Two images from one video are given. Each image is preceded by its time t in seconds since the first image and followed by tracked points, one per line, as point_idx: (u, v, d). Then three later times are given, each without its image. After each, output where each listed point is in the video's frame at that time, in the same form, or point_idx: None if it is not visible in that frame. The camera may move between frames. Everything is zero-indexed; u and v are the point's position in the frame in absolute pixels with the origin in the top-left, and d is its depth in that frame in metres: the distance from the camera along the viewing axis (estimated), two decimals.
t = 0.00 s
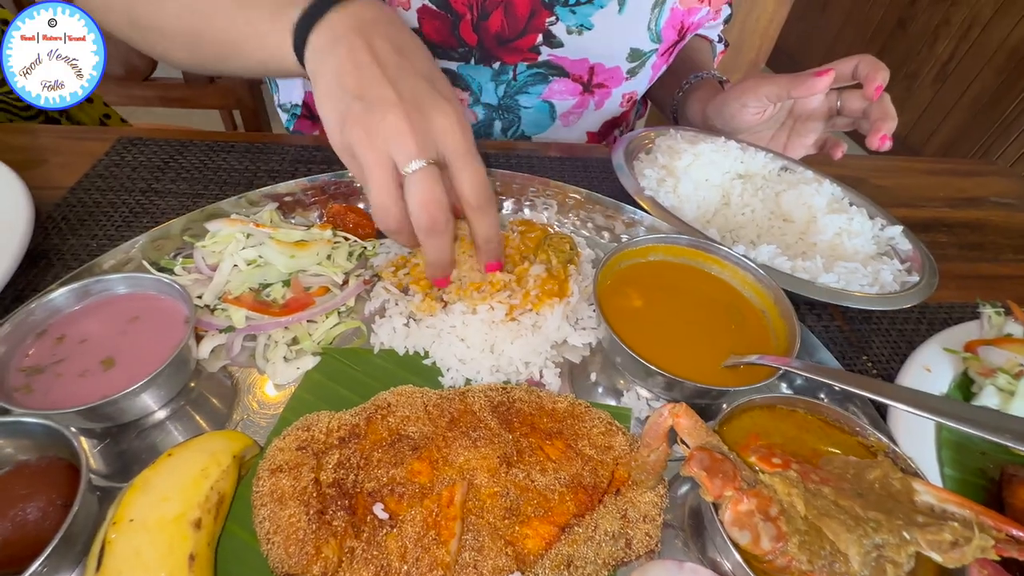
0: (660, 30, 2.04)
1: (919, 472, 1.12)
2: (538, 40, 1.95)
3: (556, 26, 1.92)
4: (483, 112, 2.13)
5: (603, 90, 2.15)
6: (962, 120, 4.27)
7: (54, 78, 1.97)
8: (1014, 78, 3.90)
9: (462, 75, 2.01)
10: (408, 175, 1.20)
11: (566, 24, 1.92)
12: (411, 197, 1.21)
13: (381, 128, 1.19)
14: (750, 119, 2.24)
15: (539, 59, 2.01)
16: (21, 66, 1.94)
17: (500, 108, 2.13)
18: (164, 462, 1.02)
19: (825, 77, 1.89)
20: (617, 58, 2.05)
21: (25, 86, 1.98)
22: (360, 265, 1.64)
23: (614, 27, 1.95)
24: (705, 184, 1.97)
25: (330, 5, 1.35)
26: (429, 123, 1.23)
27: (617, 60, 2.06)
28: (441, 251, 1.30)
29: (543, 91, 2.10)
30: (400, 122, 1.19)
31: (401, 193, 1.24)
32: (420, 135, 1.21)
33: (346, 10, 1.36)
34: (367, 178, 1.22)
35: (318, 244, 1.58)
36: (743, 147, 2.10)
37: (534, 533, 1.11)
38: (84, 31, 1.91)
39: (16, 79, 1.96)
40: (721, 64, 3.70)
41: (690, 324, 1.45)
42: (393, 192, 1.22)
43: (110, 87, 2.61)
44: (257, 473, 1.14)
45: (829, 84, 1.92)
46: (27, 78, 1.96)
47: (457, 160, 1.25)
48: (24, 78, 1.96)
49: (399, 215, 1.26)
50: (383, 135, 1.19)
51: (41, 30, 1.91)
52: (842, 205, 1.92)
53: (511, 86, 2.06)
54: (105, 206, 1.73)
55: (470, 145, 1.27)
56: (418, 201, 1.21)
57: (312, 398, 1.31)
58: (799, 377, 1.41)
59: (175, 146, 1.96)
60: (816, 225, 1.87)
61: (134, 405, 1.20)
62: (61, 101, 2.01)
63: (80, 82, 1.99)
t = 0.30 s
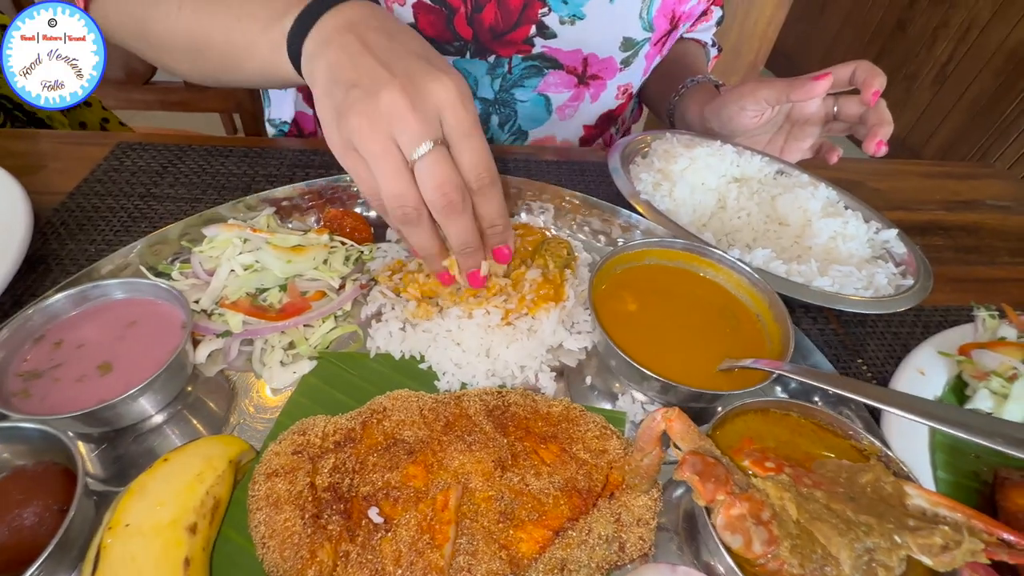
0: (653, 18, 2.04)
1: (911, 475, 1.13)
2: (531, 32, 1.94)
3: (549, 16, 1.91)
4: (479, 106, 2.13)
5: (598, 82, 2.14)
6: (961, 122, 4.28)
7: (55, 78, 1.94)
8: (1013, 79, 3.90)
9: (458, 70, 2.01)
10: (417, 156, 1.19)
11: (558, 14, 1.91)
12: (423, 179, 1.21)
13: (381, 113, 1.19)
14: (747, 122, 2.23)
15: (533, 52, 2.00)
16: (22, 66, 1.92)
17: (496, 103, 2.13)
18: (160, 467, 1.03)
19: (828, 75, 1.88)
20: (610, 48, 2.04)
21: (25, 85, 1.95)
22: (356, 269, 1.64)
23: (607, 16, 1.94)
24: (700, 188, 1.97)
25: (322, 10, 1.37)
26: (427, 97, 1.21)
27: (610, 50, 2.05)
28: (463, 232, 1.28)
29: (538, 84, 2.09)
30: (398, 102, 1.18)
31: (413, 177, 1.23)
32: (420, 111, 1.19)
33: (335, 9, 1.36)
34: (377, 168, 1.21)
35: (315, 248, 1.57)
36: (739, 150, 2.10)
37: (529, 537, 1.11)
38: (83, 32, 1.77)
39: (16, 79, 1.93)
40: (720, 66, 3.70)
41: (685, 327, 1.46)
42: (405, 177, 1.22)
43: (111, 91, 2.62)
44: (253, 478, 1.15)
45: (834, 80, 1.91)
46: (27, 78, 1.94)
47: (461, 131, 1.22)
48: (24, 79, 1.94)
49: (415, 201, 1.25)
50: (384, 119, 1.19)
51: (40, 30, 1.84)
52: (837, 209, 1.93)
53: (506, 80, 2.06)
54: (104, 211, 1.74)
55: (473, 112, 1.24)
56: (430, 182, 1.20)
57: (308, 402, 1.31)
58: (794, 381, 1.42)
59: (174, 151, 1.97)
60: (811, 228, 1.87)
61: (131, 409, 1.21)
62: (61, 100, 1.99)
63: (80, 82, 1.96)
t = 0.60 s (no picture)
0: (639, 9, 2.04)
1: (894, 472, 1.11)
2: (517, 24, 1.93)
3: (535, 7, 1.91)
4: (469, 100, 2.10)
5: (587, 74, 2.12)
6: (962, 118, 4.24)
7: (55, 78, 1.92)
8: (1015, 75, 3.86)
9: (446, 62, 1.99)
10: (383, 108, 1.16)
11: (544, 5, 1.91)
12: (389, 134, 1.18)
13: (349, 64, 1.16)
14: (738, 117, 2.21)
15: (520, 43, 1.98)
16: (22, 67, 1.91)
17: (486, 96, 2.10)
18: (131, 466, 1.02)
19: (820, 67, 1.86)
20: (597, 39, 2.03)
21: (25, 86, 1.94)
22: (339, 267, 1.63)
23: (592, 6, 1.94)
24: (689, 184, 1.96)
25: None
26: (400, 55, 1.19)
27: (597, 40, 2.04)
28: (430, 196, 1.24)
29: (527, 77, 2.07)
30: (368, 54, 1.16)
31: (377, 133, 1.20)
32: (391, 65, 1.18)
33: None
34: (338, 121, 1.17)
35: (296, 247, 1.57)
36: (728, 146, 2.09)
37: (505, 536, 1.10)
38: (84, 32, 1.75)
39: (17, 79, 1.92)
40: (717, 64, 3.67)
41: (669, 324, 1.44)
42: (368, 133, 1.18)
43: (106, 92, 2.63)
44: (227, 477, 1.14)
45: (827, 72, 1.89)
46: (27, 78, 1.92)
47: (433, 91, 1.20)
48: (24, 79, 1.92)
49: (377, 159, 1.20)
50: (352, 70, 1.16)
51: (42, 31, 1.82)
52: (827, 204, 1.92)
53: (494, 72, 2.03)
54: (89, 211, 1.72)
55: (448, 74, 1.23)
56: (397, 136, 1.17)
57: (287, 401, 1.30)
58: (778, 377, 1.41)
59: (161, 151, 1.95)
60: (801, 224, 1.86)
61: (108, 409, 1.19)
62: (62, 101, 1.97)
63: (80, 82, 1.94)
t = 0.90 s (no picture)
0: (630, 6, 2.04)
1: (883, 467, 1.11)
2: (509, 23, 1.94)
3: (527, 5, 1.91)
4: (463, 100, 2.12)
5: (580, 73, 2.13)
6: (961, 116, 4.24)
7: (55, 78, 1.93)
8: (1014, 72, 3.86)
9: (439, 62, 2.00)
10: (398, 172, 1.19)
11: (535, 3, 1.91)
12: (401, 196, 1.21)
13: (367, 126, 1.19)
14: (731, 116, 2.22)
15: (513, 43, 1.99)
16: (22, 66, 1.91)
17: (480, 95, 2.11)
18: (122, 466, 1.03)
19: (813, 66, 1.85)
20: (589, 37, 2.04)
21: (26, 85, 1.95)
22: (333, 268, 1.64)
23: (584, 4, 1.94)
24: (681, 183, 1.97)
25: (319, 31, 1.40)
26: (417, 118, 1.21)
27: (589, 38, 2.04)
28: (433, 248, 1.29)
29: (521, 77, 2.08)
30: (387, 118, 1.19)
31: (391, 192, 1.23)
32: (406, 130, 1.20)
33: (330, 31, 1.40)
34: (358, 182, 1.21)
35: (288, 248, 1.58)
36: (721, 144, 2.09)
37: (496, 533, 1.11)
38: (84, 32, 1.73)
39: (17, 78, 1.92)
40: (713, 63, 3.67)
41: (660, 323, 1.44)
42: (382, 191, 1.21)
43: (105, 97, 2.64)
44: (219, 477, 1.14)
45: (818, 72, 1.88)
46: (27, 78, 1.93)
47: (445, 155, 1.23)
48: (24, 78, 1.93)
49: (391, 215, 1.25)
50: (370, 133, 1.19)
51: (42, 30, 1.81)
52: (819, 201, 1.92)
53: (488, 72, 2.05)
54: (84, 214, 1.70)
55: (460, 136, 1.26)
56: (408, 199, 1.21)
57: (280, 402, 1.31)
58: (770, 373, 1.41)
59: (157, 154, 1.94)
60: (793, 221, 1.86)
61: (101, 409, 1.20)
62: (63, 100, 1.98)
63: (80, 82, 1.93)
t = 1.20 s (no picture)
0: (623, 7, 2.04)
1: (876, 465, 1.12)
2: (502, 25, 1.95)
3: (520, 8, 1.93)
4: (458, 102, 2.13)
5: (574, 74, 2.13)
6: (960, 113, 4.23)
7: (54, 78, 1.93)
8: (1012, 69, 3.86)
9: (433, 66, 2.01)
10: (369, 122, 1.13)
11: (528, 5, 1.92)
12: (376, 144, 1.14)
13: (328, 76, 1.13)
14: (725, 116, 2.23)
15: (507, 45, 2.00)
16: (22, 66, 1.91)
17: (475, 97, 2.11)
18: (118, 469, 1.04)
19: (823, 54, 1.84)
20: (583, 38, 2.04)
21: (25, 86, 1.94)
22: (329, 270, 1.64)
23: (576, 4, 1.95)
24: (677, 183, 1.97)
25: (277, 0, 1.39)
26: (378, 61, 1.15)
27: (582, 38, 2.04)
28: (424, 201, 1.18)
29: (515, 80, 2.09)
30: (346, 64, 1.13)
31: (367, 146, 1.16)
32: (369, 74, 1.14)
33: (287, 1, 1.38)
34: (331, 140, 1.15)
35: (284, 251, 1.59)
36: (716, 144, 2.09)
37: (491, 534, 1.11)
38: (84, 32, 1.74)
39: (16, 78, 1.92)
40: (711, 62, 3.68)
41: (654, 322, 1.45)
42: (357, 144, 1.15)
43: (104, 102, 2.65)
44: (215, 480, 1.15)
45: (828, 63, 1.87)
46: (26, 78, 1.93)
47: (415, 96, 1.16)
48: (24, 78, 1.93)
49: (370, 169, 1.17)
50: (332, 82, 1.14)
51: (41, 30, 1.83)
52: (814, 200, 1.92)
53: (482, 75, 2.06)
54: (82, 219, 1.71)
55: (427, 75, 1.19)
56: (383, 145, 1.13)
57: (275, 404, 1.31)
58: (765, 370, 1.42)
59: (154, 158, 1.94)
60: (788, 220, 1.87)
61: (99, 413, 1.20)
62: (61, 100, 1.96)
63: (80, 82, 1.93)
